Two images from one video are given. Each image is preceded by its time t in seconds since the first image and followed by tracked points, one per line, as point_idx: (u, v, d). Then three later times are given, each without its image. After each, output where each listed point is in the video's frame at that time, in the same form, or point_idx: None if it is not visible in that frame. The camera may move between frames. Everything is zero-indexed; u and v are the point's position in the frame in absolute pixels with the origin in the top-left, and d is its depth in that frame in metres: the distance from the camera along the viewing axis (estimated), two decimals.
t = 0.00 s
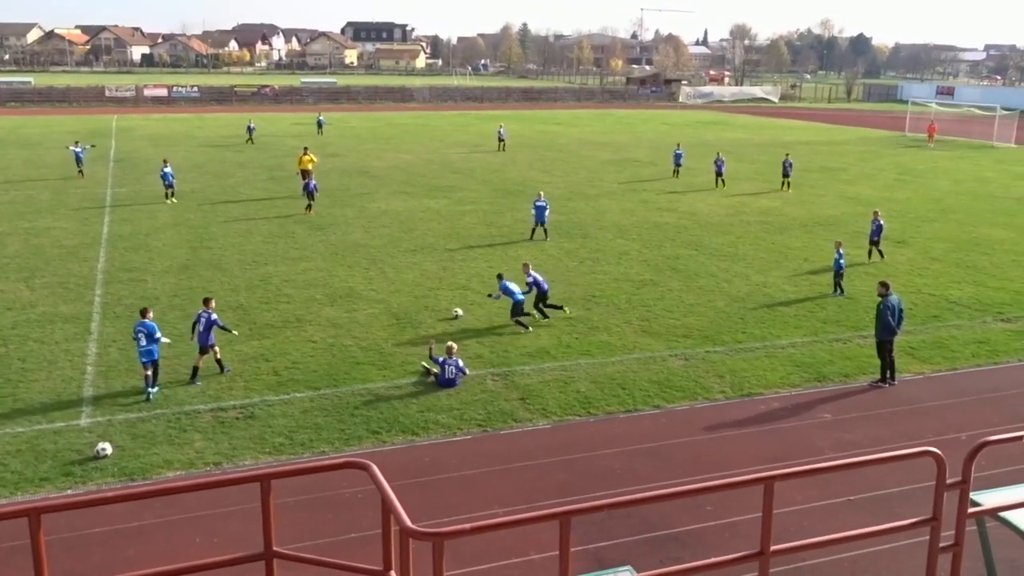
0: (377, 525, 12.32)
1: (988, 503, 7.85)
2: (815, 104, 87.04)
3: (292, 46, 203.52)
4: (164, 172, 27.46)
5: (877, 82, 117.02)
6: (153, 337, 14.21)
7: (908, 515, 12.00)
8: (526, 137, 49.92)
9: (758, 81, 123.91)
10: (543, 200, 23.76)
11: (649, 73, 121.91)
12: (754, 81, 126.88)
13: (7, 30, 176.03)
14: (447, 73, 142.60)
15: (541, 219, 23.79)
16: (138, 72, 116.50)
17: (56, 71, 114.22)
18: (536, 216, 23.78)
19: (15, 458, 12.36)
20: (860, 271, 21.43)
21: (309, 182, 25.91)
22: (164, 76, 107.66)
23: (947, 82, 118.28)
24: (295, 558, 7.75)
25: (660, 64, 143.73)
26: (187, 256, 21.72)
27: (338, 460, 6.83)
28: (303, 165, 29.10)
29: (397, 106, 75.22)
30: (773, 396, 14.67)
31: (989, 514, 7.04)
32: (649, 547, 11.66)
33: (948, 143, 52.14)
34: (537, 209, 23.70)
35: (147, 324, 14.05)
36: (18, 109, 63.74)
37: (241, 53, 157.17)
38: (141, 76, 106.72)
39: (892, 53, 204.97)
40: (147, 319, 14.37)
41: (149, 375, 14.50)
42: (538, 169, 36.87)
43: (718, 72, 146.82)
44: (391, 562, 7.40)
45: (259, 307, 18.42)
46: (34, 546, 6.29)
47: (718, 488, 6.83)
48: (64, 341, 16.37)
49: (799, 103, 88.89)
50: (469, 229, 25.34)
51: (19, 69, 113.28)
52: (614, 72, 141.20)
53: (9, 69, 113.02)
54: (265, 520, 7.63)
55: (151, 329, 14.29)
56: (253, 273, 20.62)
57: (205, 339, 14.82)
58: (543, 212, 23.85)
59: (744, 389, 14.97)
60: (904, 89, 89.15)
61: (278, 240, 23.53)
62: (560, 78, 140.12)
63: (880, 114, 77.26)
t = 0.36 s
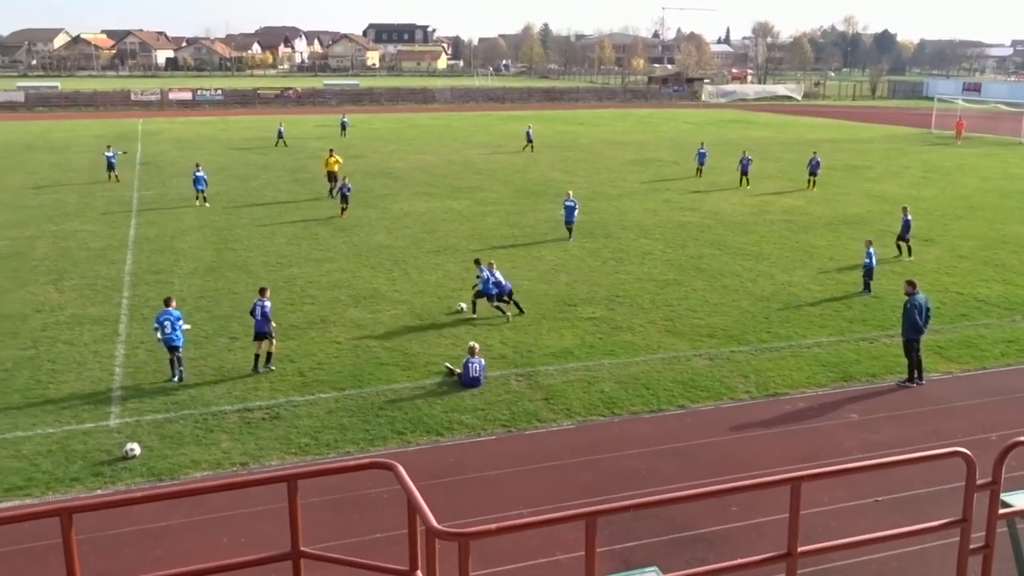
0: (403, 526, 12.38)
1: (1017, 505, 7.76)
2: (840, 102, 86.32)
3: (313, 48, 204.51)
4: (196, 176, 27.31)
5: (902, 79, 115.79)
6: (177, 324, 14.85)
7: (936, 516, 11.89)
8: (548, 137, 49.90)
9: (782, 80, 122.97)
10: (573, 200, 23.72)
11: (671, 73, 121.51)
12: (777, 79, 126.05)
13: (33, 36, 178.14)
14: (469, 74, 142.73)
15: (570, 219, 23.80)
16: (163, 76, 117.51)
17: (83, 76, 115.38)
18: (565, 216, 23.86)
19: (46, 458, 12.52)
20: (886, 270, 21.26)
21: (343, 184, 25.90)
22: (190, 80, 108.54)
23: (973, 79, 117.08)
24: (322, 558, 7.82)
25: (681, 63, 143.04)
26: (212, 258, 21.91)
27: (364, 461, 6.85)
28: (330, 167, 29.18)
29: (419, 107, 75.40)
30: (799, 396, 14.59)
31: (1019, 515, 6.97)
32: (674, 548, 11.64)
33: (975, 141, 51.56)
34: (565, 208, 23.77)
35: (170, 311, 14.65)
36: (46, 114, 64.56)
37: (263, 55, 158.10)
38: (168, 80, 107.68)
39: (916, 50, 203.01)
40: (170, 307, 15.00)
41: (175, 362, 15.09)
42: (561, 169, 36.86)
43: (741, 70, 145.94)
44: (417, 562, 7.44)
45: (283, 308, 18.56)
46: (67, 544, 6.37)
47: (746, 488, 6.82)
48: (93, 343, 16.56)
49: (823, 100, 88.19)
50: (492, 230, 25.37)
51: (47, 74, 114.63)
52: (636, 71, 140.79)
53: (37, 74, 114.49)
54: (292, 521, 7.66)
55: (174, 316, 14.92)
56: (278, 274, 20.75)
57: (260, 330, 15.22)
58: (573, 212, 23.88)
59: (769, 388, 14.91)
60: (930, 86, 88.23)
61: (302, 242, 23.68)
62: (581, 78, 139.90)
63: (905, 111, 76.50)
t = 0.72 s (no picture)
0: (439, 525, 12.44)
1: None
2: (880, 101, 85.15)
3: (349, 51, 206.26)
4: (236, 178, 27.53)
5: (945, 78, 113.78)
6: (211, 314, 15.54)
7: (979, 522, 11.69)
8: (583, 138, 49.84)
9: (821, 80, 121.50)
10: (613, 199, 23.85)
11: (709, 73, 120.85)
12: (816, 79, 124.75)
13: (78, 40, 181.89)
14: (505, 75, 143.02)
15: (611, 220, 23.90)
16: (207, 79, 119.42)
17: (127, 79, 117.61)
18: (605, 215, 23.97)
19: (90, 454, 12.76)
20: (928, 271, 20.92)
21: (390, 186, 25.95)
22: (231, 84, 110.10)
23: (1018, 77, 114.99)
24: (360, 556, 7.95)
25: (718, 62, 142.17)
26: (251, 258, 22.20)
27: (402, 460, 7.02)
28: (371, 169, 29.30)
29: (455, 108, 75.72)
30: (838, 399, 14.42)
31: None
32: (711, 551, 11.57)
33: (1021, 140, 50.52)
34: (605, 208, 23.89)
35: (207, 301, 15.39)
36: (92, 117, 65.90)
37: (300, 57, 159.83)
38: (209, 82, 109.38)
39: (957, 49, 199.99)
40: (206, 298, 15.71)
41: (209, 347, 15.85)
42: (597, 169, 36.79)
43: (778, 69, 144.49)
44: (454, 562, 7.52)
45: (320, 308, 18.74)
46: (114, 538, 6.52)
47: (785, 491, 6.79)
48: (135, 341, 16.85)
49: (863, 99, 87.08)
50: (528, 230, 25.40)
51: (92, 79, 116.97)
52: (672, 71, 140.08)
53: (82, 79, 116.91)
54: (331, 519, 7.89)
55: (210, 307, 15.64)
56: (315, 275, 20.97)
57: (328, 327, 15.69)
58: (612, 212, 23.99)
59: (808, 391, 14.75)
60: (974, 85, 86.73)
61: (340, 242, 23.89)
62: (617, 79, 139.48)
63: (948, 110, 75.24)
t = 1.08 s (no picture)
0: (471, 525, 12.47)
1: None
2: (921, 102, 83.84)
3: (384, 53, 207.63)
4: (268, 180, 27.71)
5: (988, 79, 111.67)
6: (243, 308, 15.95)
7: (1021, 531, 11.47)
8: (617, 139, 49.69)
9: (859, 80, 119.92)
10: (651, 199, 23.81)
11: (744, 73, 119.79)
12: (854, 79, 123.14)
13: (119, 42, 185.21)
14: (539, 76, 143.05)
15: (650, 219, 23.86)
16: (244, 81, 120.84)
17: (168, 82, 119.50)
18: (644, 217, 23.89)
19: (129, 451, 12.98)
20: (968, 275, 20.55)
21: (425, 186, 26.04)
22: (269, 86, 111.46)
23: None
24: (393, 556, 8.05)
25: (754, 63, 140.96)
26: (287, 259, 22.44)
27: (435, 460, 7.16)
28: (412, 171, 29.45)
29: (489, 110, 75.86)
30: (876, 405, 14.23)
31: None
32: (745, 556, 11.47)
33: None
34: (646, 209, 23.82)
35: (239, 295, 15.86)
36: (132, 119, 67.01)
37: (335, 59, 161.25)
38: (247, 84, 110.67)
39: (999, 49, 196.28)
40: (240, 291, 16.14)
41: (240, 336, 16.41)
42: (631, 171, 36.65)
43: (815, 70, 142.94)
44: (486, 563, 7.57)
45: (355, 308, 18.89)
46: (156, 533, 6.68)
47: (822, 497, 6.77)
48: (174, 340, 17.12)
49: (903, 100, 85.78)
50: (561, 232, 25.39)
51: (133, 81, 118.91)
52: (708, 72, 139.04)
53: (123, 81, 118.97)
54: (366, 519, 8.05)
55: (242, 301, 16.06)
56: (350, 275, 21.14)
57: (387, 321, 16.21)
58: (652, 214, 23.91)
59: (845, 396, 14.57)
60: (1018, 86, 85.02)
61: (374, 243, 24.06)
62: (652, 80, 138.81)
63: (992, 110, 73.79)
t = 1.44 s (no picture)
0: (490, 527, 12.45)
1: None
2: (946, 105, 83.11)
3: (405, 56, 208.25)
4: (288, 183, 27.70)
5: (1015, 82, 110.54)
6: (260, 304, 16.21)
7: None
8: (638, 142, 49.59)
9: (883, 83, 119.08)
10: (678, 200, 23.71)
11: (767, 76, 119.21)
12: (878, 82, 122.32)
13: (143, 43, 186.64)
14: (563, 78, 142.93)
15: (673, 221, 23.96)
16: (268, 83, 121.48)
17: (192, 83, 120.41)
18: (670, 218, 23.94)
19: (150, 450, 13.06)
20: (993, 279, 20.36)
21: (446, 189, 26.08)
22: (292, 87, 112.10)
23: None
24: (414, 557, 8.11)
25: (776, 66, 140.36)
26: (308, 260, 22.53)
27: (455, 463, 7.22)
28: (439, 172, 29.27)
29: (510, 111, 75.89)
30: (898, 409, 14.11)
31: None
32: (766, 560, 11.38)
33: None
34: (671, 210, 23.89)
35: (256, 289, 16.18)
36: (157, 120, 67.53)
37: (356, 61, 161.94)
38: (271, 86, 111.35)
39: None
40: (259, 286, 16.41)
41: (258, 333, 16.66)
42: (652, 173, 36.61)
43: (838, 73, 142.10)
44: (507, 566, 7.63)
45: (375, 309, 18.94)
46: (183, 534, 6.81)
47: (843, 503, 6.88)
48: (196, 340, 17.22)
49: (928, 103, 85.06)
50: (582, 234, 25.35)
51: (157, 83, 119.87)
52: (729, 75, 138.48)
53: (148, 83, 120.03)
54: (386, 520, 8.10)
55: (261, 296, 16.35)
56: (371, 276, 21.20)
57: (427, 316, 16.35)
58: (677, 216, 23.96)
59: (867, 400, 14.45)
60: None
61: (395, 245, 24.13)
62: (674, 82, 138.50)
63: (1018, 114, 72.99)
